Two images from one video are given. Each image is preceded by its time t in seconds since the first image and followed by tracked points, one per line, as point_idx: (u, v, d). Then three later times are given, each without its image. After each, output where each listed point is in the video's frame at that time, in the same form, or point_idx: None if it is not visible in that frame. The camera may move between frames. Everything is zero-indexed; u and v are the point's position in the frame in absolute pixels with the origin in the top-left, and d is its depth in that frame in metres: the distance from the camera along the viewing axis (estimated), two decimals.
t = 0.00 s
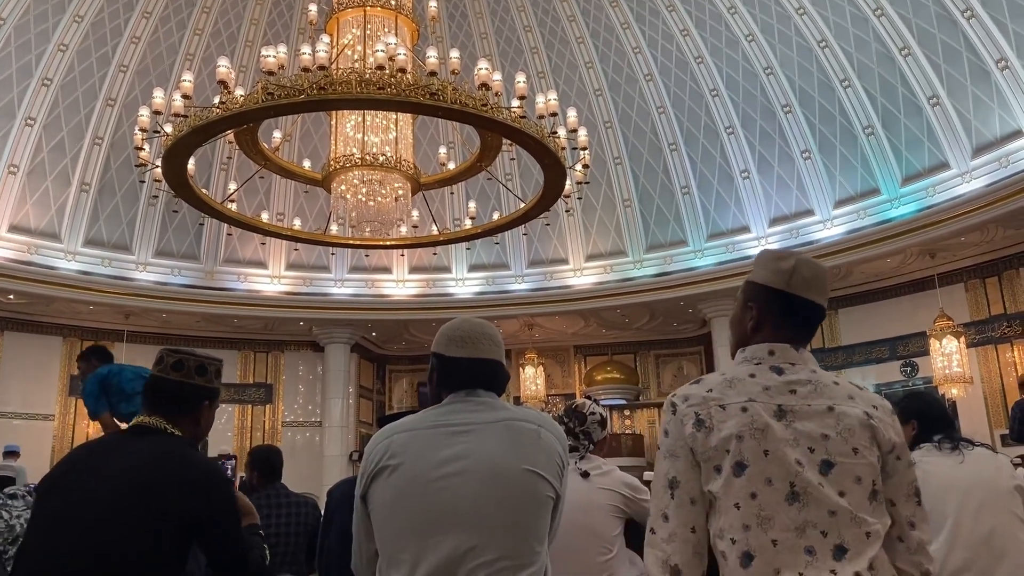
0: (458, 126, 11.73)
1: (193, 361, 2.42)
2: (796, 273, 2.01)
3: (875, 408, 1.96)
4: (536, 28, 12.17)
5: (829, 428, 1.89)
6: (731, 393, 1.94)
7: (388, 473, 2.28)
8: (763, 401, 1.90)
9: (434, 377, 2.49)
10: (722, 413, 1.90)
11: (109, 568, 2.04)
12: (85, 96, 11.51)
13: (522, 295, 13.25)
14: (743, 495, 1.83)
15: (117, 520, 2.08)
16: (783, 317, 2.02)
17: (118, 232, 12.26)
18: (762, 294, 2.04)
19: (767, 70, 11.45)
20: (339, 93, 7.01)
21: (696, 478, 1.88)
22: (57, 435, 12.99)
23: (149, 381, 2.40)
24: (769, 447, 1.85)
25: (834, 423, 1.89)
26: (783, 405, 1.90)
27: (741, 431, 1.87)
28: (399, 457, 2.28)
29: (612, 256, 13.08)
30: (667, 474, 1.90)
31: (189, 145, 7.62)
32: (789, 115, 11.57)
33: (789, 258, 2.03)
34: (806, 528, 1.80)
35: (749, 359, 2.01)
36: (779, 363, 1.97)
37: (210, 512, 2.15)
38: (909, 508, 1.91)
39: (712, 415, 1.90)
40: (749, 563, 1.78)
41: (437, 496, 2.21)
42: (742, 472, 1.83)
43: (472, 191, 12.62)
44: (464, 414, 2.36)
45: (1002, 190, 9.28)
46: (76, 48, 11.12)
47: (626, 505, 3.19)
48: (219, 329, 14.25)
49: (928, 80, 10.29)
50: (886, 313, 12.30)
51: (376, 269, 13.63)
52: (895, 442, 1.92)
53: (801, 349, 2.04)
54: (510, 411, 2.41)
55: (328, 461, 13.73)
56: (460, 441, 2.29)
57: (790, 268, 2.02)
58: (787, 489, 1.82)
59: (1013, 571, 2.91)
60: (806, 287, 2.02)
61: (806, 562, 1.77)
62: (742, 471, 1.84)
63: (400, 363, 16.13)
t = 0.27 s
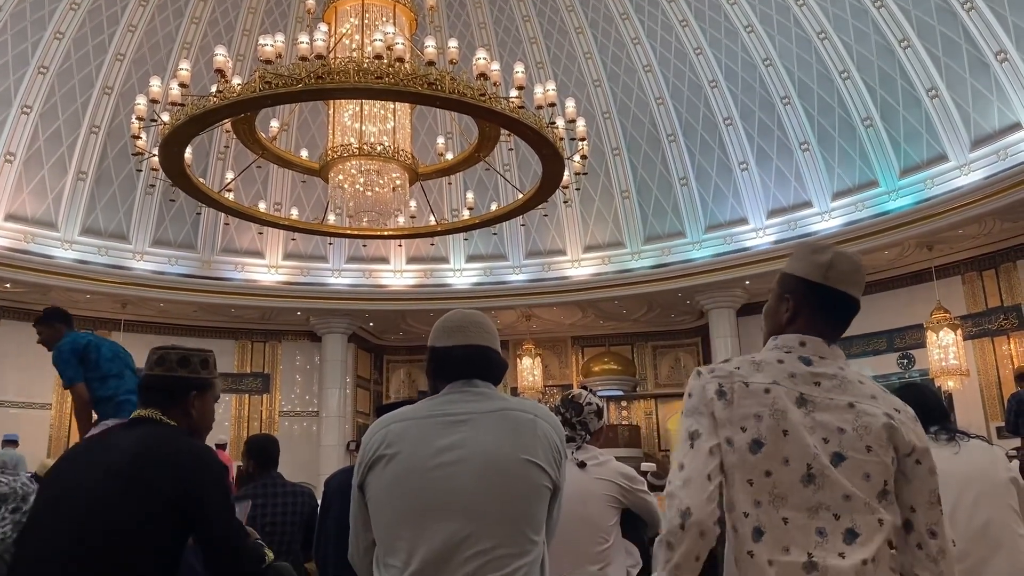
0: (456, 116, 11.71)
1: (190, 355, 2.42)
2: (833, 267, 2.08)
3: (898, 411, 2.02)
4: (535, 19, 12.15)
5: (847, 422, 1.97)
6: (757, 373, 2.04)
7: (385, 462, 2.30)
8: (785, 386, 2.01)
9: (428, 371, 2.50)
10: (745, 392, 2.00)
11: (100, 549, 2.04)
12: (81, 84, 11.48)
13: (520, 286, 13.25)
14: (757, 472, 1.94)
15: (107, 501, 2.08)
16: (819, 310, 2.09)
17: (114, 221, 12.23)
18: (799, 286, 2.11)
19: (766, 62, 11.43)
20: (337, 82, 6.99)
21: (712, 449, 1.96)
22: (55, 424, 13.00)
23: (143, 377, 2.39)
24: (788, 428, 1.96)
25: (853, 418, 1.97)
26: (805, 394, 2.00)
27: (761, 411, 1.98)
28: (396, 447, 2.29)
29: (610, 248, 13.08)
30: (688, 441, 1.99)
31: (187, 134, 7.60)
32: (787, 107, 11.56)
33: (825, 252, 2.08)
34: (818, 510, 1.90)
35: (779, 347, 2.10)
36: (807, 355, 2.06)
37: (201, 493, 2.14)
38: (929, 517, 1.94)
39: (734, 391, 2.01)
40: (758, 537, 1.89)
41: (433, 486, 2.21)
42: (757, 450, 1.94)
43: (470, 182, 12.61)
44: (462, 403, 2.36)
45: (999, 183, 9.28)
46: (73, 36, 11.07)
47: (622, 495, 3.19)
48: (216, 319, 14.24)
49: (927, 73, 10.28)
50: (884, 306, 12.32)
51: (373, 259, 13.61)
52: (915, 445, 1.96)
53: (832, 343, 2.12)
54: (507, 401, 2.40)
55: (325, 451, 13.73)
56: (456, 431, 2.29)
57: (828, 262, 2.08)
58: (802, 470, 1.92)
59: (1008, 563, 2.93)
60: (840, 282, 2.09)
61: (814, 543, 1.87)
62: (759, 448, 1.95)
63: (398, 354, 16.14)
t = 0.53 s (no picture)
0: (454, 107, 11.69)
1: (184, 355, 2.40)
2: (851, 264, 2.09)
3: (908, 417, 2.06)
4: (533, 10, 12.11)
5: (865, 421, 1.98)
6: (784, 364, 2.02)
7: (381, 453, 2.30)
8: (812, 380, 1.99)
9: (426, 366, 2.52)
10: (774, 382, 1.98)
11: (98, 543, 2.02)
12: (78, 73, 11.43)
13: (517, 277, 13.25)
14: (784, 462, 1.91)
15: (105, 494, 2.06)
16: (836, 305, 2.10)
17: (111, 211, 12.21)
18: (817, 281, 2.12)
19: (764, 54, 11.41)
20: (335, 73, 6.97)
21: (735, 437, 1.95)
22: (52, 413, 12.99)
23: (147, 381, 2.40)
24: (815, 422, 1.94)
25: (870, 418, 1.99)
26: (830, 390, 1.99)
27: (788, 403, 1.96)
28: (392, 437, 2.30)
29: (608, 240, 13.08)
30: (709, 428, 1.99)
31: (184, 123, 7.57)
32: (786, 100, 11.55)
33: (845, 249, 2.11)
34: (838, 505, 1.90)
35: (800, 341, 2.09)
36: (828, 351, 2.07)
37: (199, 486, 2.11)
38: (932, 519, 2.00)
39: (763, 381, 1.99)
40: (778, 526, 1.88)
41: (429, 476, 2.21)
42: (785, 441, 1.92)
43: (468, 173, 12.59)
44: (459, 395, 2.35)
45: (998, 177, 9.29)
46: (69, 25, 11.03)
47: (618, 487, 3.21)
48: (214, 309, 14.23)
49: (926, 66, 10.27)
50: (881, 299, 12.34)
51: (371, 250, 13.59)
52: (925, 450, 2.01)
53: (848, 340, 2.14)
54: (504, 392, 2.39)
55: (321, 441, 13.75)
56: (452, 422, 2.29)
57: (846, 259, 2.09)
58: (827, 463, 1.91)
59: (1003, 555, 2.94)
60: (860, 279, 2.09)
61: (832, 536, 1.87)
62: (785, 439, 1.93)
63: (394, 345, 16.15)
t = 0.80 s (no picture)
0: (451, 99, 11.68)
1: (198, 357, 2.57)
2: (857, 261, 2.10)
3: (899, 412, 2.03)
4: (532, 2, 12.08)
5: (851, 412, 1.97)
6: (769, 356, 2.07)
7: (378, 444, 2.31)
8: (796, 369, 2.02)
9: (425, 363, 2.54)
10: (755, 372, 2.04)
11: (112, 521, 2.17)
12: (74, 64, 11.40)
13: (514, 271, 13.25)
14: (764, 450, 1.96)
15: (123, 477, 2.21)
16: (839, 300, 2.13)
17: (107, 202, 12.18)
18: (823, 278, 2.15)
19: (762, 48, 11.41)
20: (332, 64, 6.94)
21: (717, 428, 2.05)
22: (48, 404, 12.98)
23: (161, 382, 2.56)
24: (795, 410, 1.97)
25: (858, 409, 1.97)
26: (815, 379, 2.01)
27: (770, 392, 2.00)
28: (388, 428, 2.31)
29: (605, 233, 13.08)
30: (697, 423, 2.10)
31: (180, 114, 7.55)
32: (784, 94, 11.55)
33: (851, 247, 2.13)
34: (823, 490, 1.90)
35: (796, 336, 2.12)
36: (823, 345, 2.09)
37: (210, 477, 2.28)
38: (935, 521, 1.96)
39: (745, 371, 2.05)
40: (761, 513, 1.92)
41: (423, 466, 2.21)
42: (764, 428, 1.97)
43: (465, 166, 12.58)
44: (456, 389, 2.36)
45: (994, 172, 9.30)
46: (65, 15, 10.98)
47: (614, 480, 3.21)
48: (210, 300, 14.22)
49: (924, 61, 10.27)
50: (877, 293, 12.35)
51: (368, 243, 13.58)
52: (914, 449, 1.98)
53: (850, 338, 2.15)
54: (502, 384, 2.39)
55: (318, 433, 13.75)
56: (448, 415, 2.29)
57: (853, 256, 2.11)
58: (808, 450, 1.93)
59: (997, 548, 2.94)
60: (866, 278, 2.11)
61: (818, 521, 1.87)
62: (765, 427, 1.97)
63: (391, 337, 16.15)
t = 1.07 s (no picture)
0: (448, 92, 11.66)
1: (212, 353, 2.60)
2: (845, 257, 2.11)
3: (884, 404, 2.04)
4: None
5: (835, 404, 1.98)
6: (754, 349, 2.07)
7: (375, 436, 2.32)
8: (781, 362, 2.03)
9: (423, 356, 2.55)
10: (740, 364, 2.04)
11: (122, 509, 2.23)
12: (70, 54, 11.35)
13: (510, 264, 13.25)
14: (748, 442, 1.96)
15: (136, 467, 2.27)
16: (825, 295, 2.14)
17: (103, 193, 12.15)
18: (812, 273, 2.16)
19: (760, 42, 11.40)
20: (329, 56, 6.92)
21: (702, 420, 2.06)
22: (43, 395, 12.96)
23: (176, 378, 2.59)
24: (779, 402, 1.97)
25: (842, 401, 1.98)
26: (799, 371, 2.01)
27: (754, 384, 2.01)
28: (385, 420, 2.31)
29: (602, 227, 13.09)
30: (683, 416, 2.11)
31: (176, 106, 7.52)
32: (781, 88, 11.54)
33: (841, 242, 2.13)
34: (805, 481, 1.91)
35: (782, 329, 2.13)
36: (808, 338, 2.09)
37: (220, 473, 2.30)
38: (918, 510, 1.99)
39: (730, 364, 2.06)
40: (746, 504, 1.93)
41: (419, 457, 2.21)
42: (748, 420, 1.97)
43: (462, 159, 12.57)
44: (454, 380, 2.36)
45: (991, 167, 9.31)
46: (61, 4, 10.94)
47: (609, 473, 3.23)
48: (206, 292, 14.21)
49: (921, 56, 10.27)
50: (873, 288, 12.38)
51: (364, 236, 13.57)
52: (898, 440, 1.99)
53: (836, 332, 2.16)
54: (501, 376, 2.38)
55: (313, 426, 13.75)
56: (445, 406, 2.29)
57: (841, 252, 2.12)
58: (792, 442, 1.94)
59: (991, 542, 2.91)
60: (854, 273, 2.12)
61: (801, 512, 1.88)
62: (749, 419, 1.98)
63: (387, 330, 16.15)
